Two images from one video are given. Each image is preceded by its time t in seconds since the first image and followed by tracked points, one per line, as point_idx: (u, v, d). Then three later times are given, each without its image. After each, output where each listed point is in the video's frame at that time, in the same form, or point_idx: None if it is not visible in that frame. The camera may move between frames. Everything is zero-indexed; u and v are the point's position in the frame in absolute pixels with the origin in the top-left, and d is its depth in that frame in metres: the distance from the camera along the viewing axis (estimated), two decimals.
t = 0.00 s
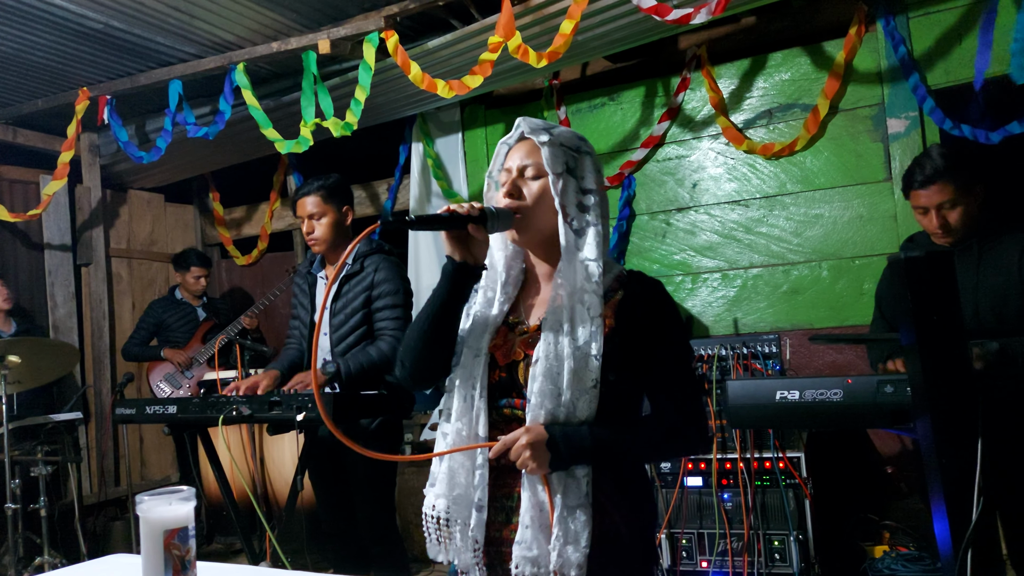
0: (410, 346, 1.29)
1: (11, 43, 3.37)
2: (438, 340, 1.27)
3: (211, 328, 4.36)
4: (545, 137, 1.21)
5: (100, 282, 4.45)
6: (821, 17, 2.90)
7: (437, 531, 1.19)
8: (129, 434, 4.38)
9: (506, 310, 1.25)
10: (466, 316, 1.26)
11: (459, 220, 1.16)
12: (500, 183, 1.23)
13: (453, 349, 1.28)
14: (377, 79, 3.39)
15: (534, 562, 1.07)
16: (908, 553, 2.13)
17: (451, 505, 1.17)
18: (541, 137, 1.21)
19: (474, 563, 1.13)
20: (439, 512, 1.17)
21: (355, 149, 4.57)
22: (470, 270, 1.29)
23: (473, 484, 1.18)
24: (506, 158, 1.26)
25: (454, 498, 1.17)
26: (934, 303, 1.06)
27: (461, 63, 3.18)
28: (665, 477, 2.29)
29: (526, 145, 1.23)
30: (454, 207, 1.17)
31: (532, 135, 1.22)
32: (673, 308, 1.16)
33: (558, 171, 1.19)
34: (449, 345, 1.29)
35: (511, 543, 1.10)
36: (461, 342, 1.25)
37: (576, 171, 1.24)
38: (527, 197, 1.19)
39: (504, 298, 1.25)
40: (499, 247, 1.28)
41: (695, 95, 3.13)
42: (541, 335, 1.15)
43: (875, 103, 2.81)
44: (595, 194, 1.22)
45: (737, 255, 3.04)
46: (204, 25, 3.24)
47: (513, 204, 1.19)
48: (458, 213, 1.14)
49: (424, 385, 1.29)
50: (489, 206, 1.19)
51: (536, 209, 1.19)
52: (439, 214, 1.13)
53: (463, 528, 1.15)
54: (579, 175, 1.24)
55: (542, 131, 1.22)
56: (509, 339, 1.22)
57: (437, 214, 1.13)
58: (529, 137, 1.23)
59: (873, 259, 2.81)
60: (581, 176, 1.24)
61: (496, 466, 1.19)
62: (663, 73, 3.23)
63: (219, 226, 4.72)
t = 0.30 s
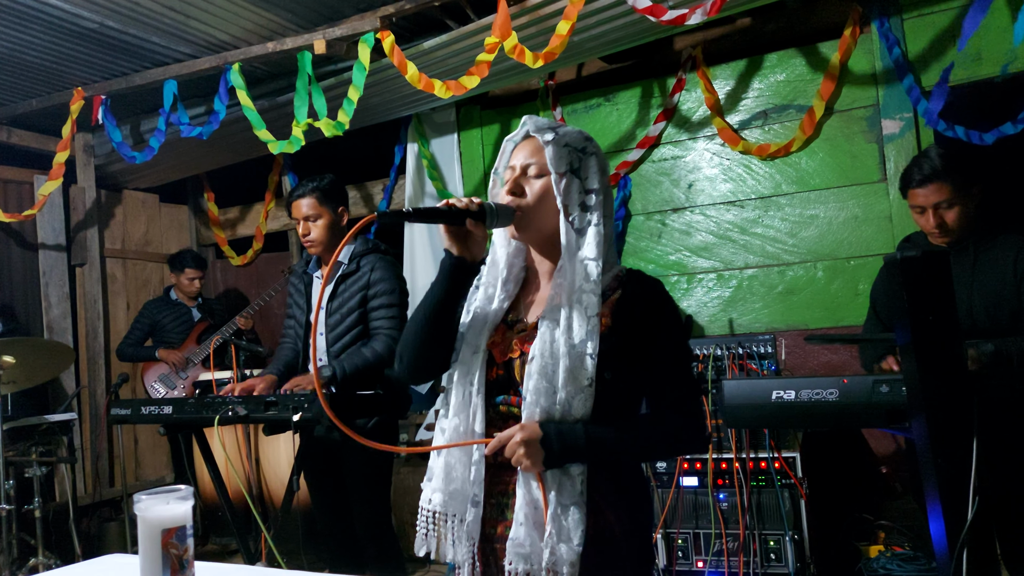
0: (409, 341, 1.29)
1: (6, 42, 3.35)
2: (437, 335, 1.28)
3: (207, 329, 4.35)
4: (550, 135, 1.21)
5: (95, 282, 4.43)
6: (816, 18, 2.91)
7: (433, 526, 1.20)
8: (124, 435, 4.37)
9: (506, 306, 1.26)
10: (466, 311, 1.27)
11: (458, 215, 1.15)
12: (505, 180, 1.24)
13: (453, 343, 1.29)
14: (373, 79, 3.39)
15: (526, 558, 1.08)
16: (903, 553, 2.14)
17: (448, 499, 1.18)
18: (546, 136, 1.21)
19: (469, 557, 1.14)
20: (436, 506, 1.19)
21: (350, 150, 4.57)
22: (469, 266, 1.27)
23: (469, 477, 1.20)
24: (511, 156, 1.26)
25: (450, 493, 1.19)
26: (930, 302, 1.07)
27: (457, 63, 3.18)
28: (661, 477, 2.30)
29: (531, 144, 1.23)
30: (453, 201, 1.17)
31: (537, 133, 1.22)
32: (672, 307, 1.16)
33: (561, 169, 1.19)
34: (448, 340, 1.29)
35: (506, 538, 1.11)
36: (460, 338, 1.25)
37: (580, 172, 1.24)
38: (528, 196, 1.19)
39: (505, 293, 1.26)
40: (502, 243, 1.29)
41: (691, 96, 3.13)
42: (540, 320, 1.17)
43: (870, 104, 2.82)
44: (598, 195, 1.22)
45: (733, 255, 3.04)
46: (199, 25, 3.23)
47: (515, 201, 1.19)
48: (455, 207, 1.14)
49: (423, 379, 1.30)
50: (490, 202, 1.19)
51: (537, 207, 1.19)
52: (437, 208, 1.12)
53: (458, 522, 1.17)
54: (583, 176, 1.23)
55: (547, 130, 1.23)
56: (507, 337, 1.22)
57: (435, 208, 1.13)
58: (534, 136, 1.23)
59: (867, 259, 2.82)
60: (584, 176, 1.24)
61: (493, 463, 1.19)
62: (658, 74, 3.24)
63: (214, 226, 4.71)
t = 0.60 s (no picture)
0: (414, 342, 1.29)
1: (5, 42, 3.35)
2: (441, 335, 1.28)
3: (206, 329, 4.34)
4: (546, 134, 1.21)
5: (93, 282, 4.43)
6: (814, 19, 2.92)
7: (440, 523, 1.19)
8: (122, 434, 4.36)
9: (508, 306, 1.25)
10: (469, 312, 1.26)
11: (456, 219, 1.16)
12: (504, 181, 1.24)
13: (458, 342, 1.29)
14: (372, 79, 3.39)
15: (527, 555, 1.08)
16: (902, 553, 2.14)
17: (453, 496, 1.18)
18: (541, 134, 1.21)
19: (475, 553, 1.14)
20: (442, 505, 1.18)
21: (348, 150, 4.57)
22: (470, 269, 1.29)
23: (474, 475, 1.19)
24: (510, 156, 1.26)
25: (456, 491, 1.19)
26: (929, 301, 1.08)
27: (456, 63, 3.19)
28: (661, 476, 2.30)
29: (529, 143, 1.23)
30: (452, 205, 1.17)
31: (533, 132, 1.22)
32: (673, 305, 1.15)
33: (558, 169, 1.19)
34: (452, 339, 1.29)
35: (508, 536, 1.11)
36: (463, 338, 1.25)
37: (578, 168, 1.23)
38: (528, 198, 1.20)
39: (507, 292, 1.25)
40: (504, 242, 1.28)
41: (689, 97, 3.14)
42: (541, 318, 1.18)
43: (868, 104, 2.83)
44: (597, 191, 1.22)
45: (731, 255, 3.05)
46: (198, 25, 3.23)
47: (514, 203, 1.20)
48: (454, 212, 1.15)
49: (430, 378, 1.30)
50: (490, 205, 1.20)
51: (536, 208, 1.20)
52: (434, 214, 1.12)
53: (464, 520, 1.17)
54: (580, 172, 1.23)
55: (543, 128, 1.22)
56: (509, 336, 1.22)
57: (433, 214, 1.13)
58: (530, 135, 1.23)
59: (865, 259, 2.83)
60: (581, 173, 1.23)
61: (497, 460, 1.19)
62: (657, 75, 3.24)
63: (213, 226, 4.70)
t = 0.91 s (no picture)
0: (420, 346, 1.30)
1: (5, 44, 3.35)
2: (447, 338, 1.29)
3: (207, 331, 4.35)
4: (550, 138, 1.21)
5: (94, 284, 4.43)
6: (815, 20, 2.92)
7: (447, 525, 1.21)
8: (123, 436, 4.36)
9: (514, 308, 1.26)
10: (476, 314, 1.27)
11: (461, 224, 1.17)
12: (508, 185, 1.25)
13: (465, 345, 1.29)
14: (372, 81, 3.39)
15: (533, 556, 1.07)
16: (903, 553, 2.15)
17: (460, 498, 1.20)
18: (546, 138, 1.21)
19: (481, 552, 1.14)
20: (448, 506, 1.19)
21: (348, 152, 4.57)
22: (476, 274, 1.30)
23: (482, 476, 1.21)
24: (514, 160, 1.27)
25: (462, 492, 1.20)
26: (930, 301, 1.08)
27: (456, 64, 3.20)
28: (662, 477, 2.30)
29: (533, 146, 1.23)
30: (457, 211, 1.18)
31: (538, 136, 1.22)
32: (676, 306, 1.15)
33: (563, 172, 1.19)
34: (460, 342, 1.30)
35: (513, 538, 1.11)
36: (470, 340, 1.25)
37: (583, 171, 1.23)
38: (532, 202, 1.20)
39: (513, 295, 1.26)
40: (509, 246, 1.29)
41: (690, 98, 3.14)
42: (547, 319, 1.17)
43: (869, 104, 2.83)
44: (601, 193, 1.22)
45: (732, 256, 3.05)
46: (199, 27, 3.23)
47: (519, 207, 1.21)
48: (458, 217, 1.15)
49: (438, 382, 1.30)
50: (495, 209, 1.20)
51: (541, 212, 1.20)
52: (438, 219, 1.12)
53: (471, 522, 1.17)
54: (586, 174, 1.23)
55: (548, 132, 1.23)
56: (515, 339, 1.23)
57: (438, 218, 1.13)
58: (535, 138, 1.23)
59: (866, 260, 2.83)
60: (586, 175, 1.23)
61: (504, 461, 1.19)
62: (657, 76, 3.24)
63: (214, 228, 4.70)
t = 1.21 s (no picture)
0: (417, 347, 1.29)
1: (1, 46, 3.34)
2: (446, 338, 1.29)
3: (205, 333, 4.34)
4: (545, 140, 1.21)
5: (91, 286, 4.42)
6: (814, 18, 2.90)
7: (444, 526, 1.20)
8: (120, 439, 4.35)
9: (512, 309, 1.25)
10: (473, 315, 1.26)
11: (458, 225, 1.16)
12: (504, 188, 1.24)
13: (463, 345, 1.30)
14: (369, 82, 3.39)
15: (532, 556, 1.06)
16: (901, 553, 2.14)
17: (457, 499, 1.19)
18: (541, 140, 1.22)
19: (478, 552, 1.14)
20: (445, 507, 1.19)
21: (345, 153, 4.57)
22: (473, 274, 1.29)
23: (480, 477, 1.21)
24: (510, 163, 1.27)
25: (461, 493, 1.19)
26: (929, 302, 1.08)
27: (453, 65, 3.20)
28: (660, 478, 2.29)
29: (530, 149, 1.23)
30: (453, 212, 1.17)
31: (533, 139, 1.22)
32: (674, 306, 1.15)
33: (558, 174, 1.19)
34: (460, 341, 1.30)
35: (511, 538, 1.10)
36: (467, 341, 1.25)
37: (578, 173, 1.23)
38: (529, 203, 1.19)
39: (511, 295, 1.25)
40: (507, 247, 1.28)
41: (687, 98, 3.14)
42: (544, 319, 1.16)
43: (866, 105, 2.83)
44: (595, 194, 1.22)
45: (729, 257, 3.05)
46: (195, 28, 3.23)
47: (516, 208, 1.20)
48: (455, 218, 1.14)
49: (436, 384, 1.30)
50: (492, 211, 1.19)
51: (537, 213, 1.19)
52: (436, 220, 1.11)
53: (468, 522, 1.17)
54: (580, 177, 1.23)
55: (542, 135, 1.23)
56: (513, 339, 1.22)
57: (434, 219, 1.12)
58: (530, 142, 1.23)
59: (864, 260, 2.83)
60: (581, 177, 1.23)
61: (502, 461, 1.18)
62: (654, 76, 3.24)
63: (211, 230, 4.69)
